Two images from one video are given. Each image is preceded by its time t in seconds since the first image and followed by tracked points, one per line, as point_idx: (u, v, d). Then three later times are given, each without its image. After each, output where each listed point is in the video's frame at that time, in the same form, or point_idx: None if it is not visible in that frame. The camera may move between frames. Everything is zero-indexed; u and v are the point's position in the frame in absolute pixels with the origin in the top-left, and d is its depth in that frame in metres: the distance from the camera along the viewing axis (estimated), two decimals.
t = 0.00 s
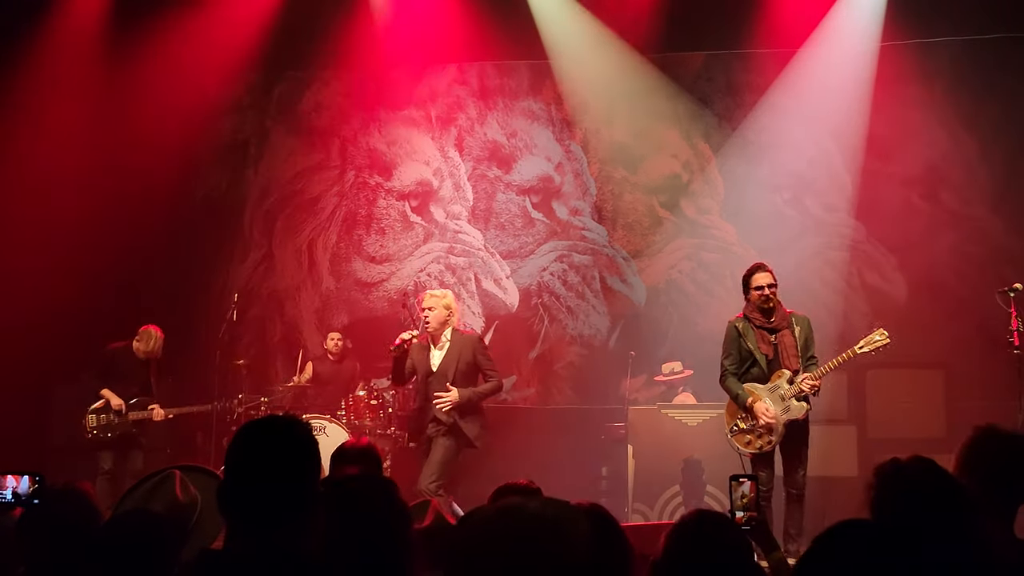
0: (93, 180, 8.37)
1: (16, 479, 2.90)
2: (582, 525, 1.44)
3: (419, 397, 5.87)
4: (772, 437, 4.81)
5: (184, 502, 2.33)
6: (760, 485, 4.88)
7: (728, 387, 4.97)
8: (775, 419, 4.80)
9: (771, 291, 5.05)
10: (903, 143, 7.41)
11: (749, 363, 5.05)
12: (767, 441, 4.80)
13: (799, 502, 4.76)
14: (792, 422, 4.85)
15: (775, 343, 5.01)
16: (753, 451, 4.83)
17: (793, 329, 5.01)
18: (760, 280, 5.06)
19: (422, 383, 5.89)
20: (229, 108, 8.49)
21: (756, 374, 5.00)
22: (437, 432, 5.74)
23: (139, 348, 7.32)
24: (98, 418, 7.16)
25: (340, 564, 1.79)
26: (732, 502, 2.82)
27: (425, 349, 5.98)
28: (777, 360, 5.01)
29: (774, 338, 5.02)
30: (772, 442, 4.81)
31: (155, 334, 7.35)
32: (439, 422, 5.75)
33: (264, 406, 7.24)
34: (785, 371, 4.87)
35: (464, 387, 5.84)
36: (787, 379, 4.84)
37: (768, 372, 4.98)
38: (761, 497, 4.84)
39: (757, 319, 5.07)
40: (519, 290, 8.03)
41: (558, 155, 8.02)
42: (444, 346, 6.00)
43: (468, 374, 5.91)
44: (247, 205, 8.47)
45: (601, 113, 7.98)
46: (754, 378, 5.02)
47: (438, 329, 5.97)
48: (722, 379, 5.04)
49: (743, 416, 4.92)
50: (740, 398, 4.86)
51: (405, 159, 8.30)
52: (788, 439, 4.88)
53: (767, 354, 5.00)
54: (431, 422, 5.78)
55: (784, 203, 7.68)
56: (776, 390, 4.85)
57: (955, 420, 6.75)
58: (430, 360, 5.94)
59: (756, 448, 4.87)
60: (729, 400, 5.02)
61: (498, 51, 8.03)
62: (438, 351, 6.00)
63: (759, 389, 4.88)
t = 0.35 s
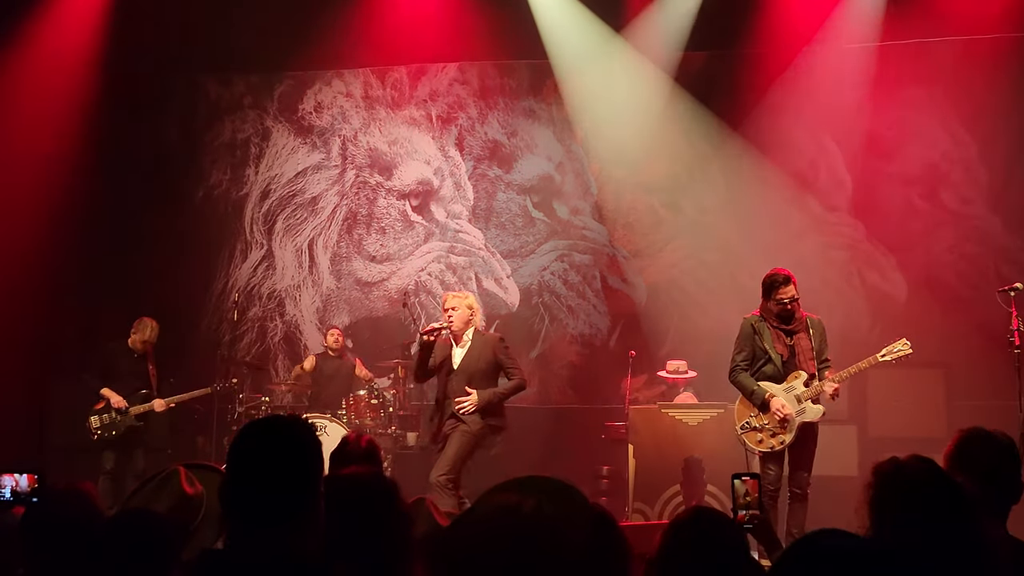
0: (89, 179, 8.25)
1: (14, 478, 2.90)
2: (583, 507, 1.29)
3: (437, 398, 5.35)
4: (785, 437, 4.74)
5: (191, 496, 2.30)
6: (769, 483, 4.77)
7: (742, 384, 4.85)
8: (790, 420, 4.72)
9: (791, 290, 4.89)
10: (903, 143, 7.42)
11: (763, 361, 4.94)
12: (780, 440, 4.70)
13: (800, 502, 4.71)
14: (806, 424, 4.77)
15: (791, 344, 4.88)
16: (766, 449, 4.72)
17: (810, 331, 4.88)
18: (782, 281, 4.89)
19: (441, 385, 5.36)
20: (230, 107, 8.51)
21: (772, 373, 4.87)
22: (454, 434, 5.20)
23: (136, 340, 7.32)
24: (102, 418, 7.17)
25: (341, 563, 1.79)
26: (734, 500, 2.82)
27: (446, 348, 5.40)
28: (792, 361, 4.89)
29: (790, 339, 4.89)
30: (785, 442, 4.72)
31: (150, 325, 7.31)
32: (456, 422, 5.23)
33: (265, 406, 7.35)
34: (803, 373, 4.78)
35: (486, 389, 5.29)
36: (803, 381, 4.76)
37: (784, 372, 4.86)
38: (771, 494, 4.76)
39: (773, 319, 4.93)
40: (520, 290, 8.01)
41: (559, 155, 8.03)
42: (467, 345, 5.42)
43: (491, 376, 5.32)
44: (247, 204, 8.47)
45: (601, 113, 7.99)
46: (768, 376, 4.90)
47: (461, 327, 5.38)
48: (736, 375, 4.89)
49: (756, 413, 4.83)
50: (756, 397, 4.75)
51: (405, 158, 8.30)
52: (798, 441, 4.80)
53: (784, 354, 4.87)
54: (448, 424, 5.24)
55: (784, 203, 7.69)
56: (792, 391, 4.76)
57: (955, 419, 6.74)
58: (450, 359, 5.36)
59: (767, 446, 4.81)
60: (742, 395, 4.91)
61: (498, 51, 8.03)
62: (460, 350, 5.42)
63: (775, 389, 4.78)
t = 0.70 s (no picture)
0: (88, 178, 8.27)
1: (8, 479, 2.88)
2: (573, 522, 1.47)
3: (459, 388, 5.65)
4: (790, 436, 4.95)
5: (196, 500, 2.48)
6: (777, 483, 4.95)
7: (749, 383, 5.06)
8: (796, 419, 4.92)
9: (800, 293, 5.08)
10: (901, 141, 7.43)
11: (770, 360, 5.13)
12: (785, 440, 4.94)
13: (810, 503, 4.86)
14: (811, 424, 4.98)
15: (798, 345, 5.08)
16: (770, 448, 4.96)
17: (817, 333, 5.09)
18: (790, 282, 5.07)
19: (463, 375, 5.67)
20: (229, 106, 8.49)
21: (778, 372, 5.08)
22: (476, 423, 5.48)
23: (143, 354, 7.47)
24: (95, 418, 7.13)
25: (339, 563, 1.79)
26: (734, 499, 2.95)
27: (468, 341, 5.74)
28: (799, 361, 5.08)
29: (798, 340, 5.10)
30: (790, 441, 4.95)
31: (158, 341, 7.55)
32: (478, 412, 5.52)
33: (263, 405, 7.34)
34: (809, 374, 4.98)
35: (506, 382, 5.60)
36: (809, 381, 4.97)
37: (791, 372, 5.06)
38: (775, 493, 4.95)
39: (782, 319, 5.14)
40: (518, 289, 8.01)
41: (558, 153, 8.03)
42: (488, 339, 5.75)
43: (510, 369, 5.66)
44: (246, 203, 8.44)
45: (601, 112, 7.98)
46: (775, 375, 5.09)
47: (485, 322, 5.73)
48: (743, 373, 5.11)
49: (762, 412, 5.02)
50: (762, 397, 4.96)
51: (405, 157, 8.30)
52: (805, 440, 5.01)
53: (791, 354, 5.07)
54: (471, 415, 5.51)
55: (784, 202, 7.66)
56: (799, 391, 4.97)
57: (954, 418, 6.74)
58: (473, 352, 5.71)
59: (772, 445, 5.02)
60: (748, 393, 5.12)
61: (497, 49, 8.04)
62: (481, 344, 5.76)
63: (781, 389, 5.00)
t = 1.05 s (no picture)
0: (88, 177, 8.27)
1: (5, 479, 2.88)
2: (577, 530, 1.51)
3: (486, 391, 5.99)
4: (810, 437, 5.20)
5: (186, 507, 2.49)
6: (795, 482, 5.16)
7: (769, 383, 5.32)
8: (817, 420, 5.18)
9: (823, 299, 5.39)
10: (899, 141, 7.44)
11: (791, 362, 5.40)
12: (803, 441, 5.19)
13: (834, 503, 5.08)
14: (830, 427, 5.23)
15: (819, 347, 5.38)
16: (790, 448, 5.21)
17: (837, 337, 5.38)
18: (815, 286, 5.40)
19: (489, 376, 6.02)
20: (228, 106, 8.50)
21: (799, 374, 5.35)
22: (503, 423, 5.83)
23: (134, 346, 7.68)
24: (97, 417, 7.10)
25: (341, 563, 1.80)
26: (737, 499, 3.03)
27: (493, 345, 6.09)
28: (819, 364, 5.37)
29: (818, 343, 5.39)
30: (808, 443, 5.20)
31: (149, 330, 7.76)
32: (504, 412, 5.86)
33: (262, 404, 7.33)
34: (830, 377, 5.25)
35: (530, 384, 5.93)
36: (831, 384, 5.23)
37: (810, 374, 5.34)
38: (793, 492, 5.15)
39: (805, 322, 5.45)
40: (517, 289, 8.01)
41: (557, 153, 8.01)
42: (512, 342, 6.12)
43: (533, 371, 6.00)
44: (245, 203, 8.43)
45: (600, 112, 7.96)
46: (795, 376, 5.37)
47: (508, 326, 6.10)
48: (763, 373, 5.38)
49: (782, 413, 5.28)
50: (784, 397, 5.23)
51: (404, 157, 8.29)
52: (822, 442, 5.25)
53: (812, 356, 5.36)
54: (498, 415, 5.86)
55: (782, 202, 7.67)
56: (820, 393, 5.23)
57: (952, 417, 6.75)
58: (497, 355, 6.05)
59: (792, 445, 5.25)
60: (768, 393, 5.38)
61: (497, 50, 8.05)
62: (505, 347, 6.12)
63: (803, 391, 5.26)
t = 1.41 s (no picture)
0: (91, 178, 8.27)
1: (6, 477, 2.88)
2: (591, 507, 1.69)
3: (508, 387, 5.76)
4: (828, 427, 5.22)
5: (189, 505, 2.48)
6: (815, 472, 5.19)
7: (786, 377, 5.34)
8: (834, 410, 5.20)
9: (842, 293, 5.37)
10: (898, 141, 7.43)
11: (809, 357, 5.41)
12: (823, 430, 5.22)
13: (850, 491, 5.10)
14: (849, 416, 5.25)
15: (837, 341, 5.38)
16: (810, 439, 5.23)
17: (856, 331, 5.37)
18: (833, 281, 5.36)
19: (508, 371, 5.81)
20: (225, 105, 8.47)
21: (817, 367, 5.36)
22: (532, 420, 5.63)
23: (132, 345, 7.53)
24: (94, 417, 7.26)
25: (340, 562, 1.80)
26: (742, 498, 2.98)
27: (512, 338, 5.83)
28: (838, 358, 5.38)
29: (837, 337, 5.39)
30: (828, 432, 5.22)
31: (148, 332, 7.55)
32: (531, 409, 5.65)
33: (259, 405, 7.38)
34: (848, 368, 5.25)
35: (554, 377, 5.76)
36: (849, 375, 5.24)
37: (828, 367, 5.34)
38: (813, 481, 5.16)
39: (822, 317, 5.43)
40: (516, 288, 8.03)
41: (556, 153, 8.01)
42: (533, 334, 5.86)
43: (555, 363, 5.80)
44: (243, 203, 8.43)
45: (598, 112, 7.97)
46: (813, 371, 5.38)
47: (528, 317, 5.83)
48: (781, 368, 5.40)
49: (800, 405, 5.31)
50: (801, 389, 5.24)
51: (402, 157, 8.27)
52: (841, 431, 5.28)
53: (829, 350, 5.36)
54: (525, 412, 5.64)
55: (781, 202, 7.68)
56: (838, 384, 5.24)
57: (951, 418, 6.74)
58: (518, 348, 5.80)
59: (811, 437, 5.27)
60: (786, 388, 5.40)
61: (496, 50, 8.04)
62: (525, 339, 5.86)
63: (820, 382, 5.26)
